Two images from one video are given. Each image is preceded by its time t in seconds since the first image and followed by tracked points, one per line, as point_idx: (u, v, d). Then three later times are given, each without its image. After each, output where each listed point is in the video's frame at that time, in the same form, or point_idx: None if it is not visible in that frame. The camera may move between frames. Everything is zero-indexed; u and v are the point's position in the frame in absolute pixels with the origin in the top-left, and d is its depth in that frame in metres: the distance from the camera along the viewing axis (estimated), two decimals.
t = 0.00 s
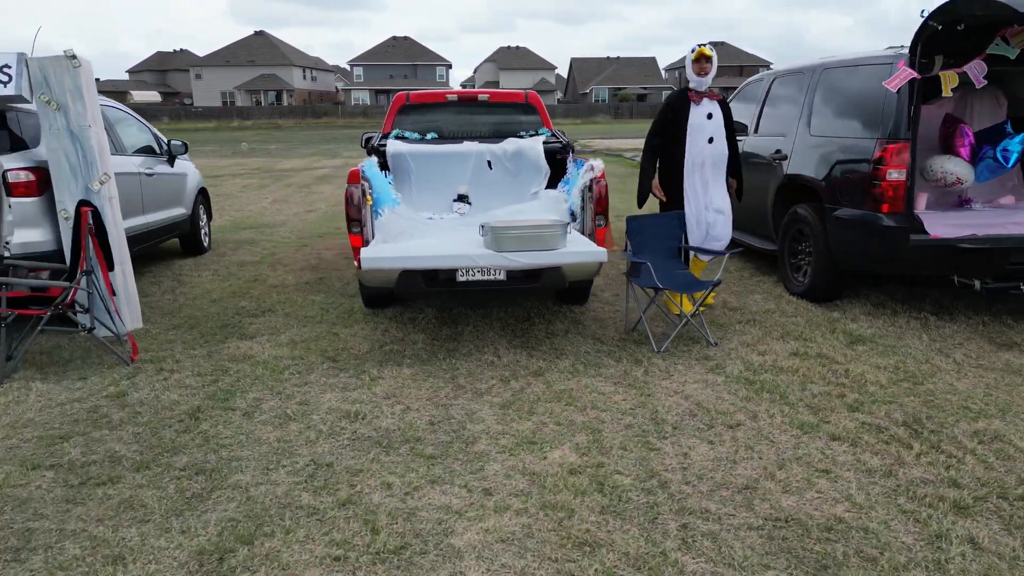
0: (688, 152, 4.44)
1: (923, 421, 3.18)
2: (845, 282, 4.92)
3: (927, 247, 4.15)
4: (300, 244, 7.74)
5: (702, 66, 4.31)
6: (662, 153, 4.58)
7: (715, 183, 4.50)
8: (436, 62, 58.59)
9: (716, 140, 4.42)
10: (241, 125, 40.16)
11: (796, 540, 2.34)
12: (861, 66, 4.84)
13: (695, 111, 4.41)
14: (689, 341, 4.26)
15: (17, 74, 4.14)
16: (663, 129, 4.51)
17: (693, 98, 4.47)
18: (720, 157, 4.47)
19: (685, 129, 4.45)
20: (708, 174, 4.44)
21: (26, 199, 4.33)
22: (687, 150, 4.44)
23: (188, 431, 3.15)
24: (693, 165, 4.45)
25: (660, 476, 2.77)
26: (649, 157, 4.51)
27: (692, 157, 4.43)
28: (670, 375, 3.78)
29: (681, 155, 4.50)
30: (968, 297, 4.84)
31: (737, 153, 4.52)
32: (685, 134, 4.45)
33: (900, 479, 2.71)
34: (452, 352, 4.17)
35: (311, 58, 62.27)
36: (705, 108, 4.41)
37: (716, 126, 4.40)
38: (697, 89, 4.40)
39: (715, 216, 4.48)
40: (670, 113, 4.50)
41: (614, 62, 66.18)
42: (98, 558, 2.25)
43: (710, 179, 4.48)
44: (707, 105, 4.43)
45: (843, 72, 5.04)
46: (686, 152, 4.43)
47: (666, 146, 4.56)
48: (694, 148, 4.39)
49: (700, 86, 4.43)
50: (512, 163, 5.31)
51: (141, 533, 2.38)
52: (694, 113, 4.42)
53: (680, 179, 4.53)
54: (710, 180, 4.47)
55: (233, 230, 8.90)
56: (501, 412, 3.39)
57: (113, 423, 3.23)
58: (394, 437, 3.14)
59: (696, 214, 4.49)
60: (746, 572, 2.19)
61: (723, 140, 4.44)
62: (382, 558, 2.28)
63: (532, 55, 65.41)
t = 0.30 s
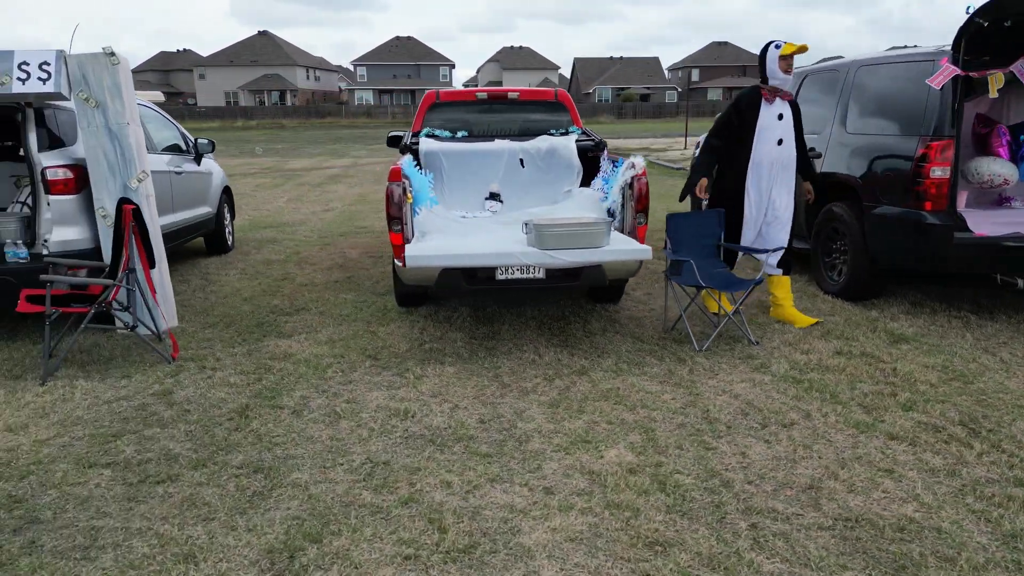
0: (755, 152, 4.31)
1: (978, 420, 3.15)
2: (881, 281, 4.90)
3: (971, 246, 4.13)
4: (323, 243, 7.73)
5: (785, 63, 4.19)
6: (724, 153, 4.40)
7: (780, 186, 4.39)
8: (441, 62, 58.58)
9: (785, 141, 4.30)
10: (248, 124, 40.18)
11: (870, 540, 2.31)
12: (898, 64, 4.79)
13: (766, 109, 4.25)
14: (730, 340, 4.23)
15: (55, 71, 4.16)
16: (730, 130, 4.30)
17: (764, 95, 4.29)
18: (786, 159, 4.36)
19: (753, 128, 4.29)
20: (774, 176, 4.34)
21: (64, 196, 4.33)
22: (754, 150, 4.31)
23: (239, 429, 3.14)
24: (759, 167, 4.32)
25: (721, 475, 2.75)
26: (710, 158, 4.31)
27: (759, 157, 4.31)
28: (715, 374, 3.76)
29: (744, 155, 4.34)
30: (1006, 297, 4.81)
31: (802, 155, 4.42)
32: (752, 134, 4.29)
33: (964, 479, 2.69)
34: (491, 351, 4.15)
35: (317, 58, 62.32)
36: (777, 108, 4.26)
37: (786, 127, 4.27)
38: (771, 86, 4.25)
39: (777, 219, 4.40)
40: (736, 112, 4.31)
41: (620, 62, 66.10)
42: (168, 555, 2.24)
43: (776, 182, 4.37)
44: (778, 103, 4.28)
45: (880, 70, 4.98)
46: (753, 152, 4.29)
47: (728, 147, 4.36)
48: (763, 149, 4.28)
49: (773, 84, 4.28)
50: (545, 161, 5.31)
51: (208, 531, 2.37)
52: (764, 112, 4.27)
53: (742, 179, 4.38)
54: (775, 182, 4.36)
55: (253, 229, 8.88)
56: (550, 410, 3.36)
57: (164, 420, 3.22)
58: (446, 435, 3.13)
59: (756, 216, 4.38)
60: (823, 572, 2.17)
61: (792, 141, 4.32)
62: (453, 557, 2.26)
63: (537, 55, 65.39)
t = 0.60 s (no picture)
0: (838, 152, 4.09)
1: None
2: (927, 281, 4.84)
3: None
4: (352, 242, 7.74)
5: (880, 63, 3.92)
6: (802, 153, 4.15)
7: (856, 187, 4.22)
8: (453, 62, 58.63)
9: (866, 142, 4.12)
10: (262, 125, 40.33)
11: (954, 544, 2.28)
12: (949, 62, 4.66)
13: (853, 108, 4.03)
14: (779, 341, 4.19)
15: (102, 70, 4.18)
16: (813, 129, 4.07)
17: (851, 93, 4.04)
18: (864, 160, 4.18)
19: (838, 128, 4.07)
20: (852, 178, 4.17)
21: (110, 195, 4.34)
22: (837, 150, 4.09)
23: (298, 428, 3.14)
24: (839, 168, 4.13)
25: (790, 477, 2.72)
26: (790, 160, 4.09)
27: (842, 157, 4.10)
28: (768, 375, 3.73)
29: (825, 155, 4.12)
30: None
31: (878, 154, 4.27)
32: (837, 133, 4.07)
33: None
34: (539, 351, 4.12)
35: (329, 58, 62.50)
36: (863, 106, 4.04)
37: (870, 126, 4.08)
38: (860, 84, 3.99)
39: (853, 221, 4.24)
40: (821, 111, 4.07)
41: (632, 62, 65.95)
42: (247, 554, 2.23)
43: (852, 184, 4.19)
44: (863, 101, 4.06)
45: (927, 68, 4.85)
46: (836, 153, 4.09)
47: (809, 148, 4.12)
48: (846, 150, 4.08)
49: (862, 82, 4.03)
50: (584, 160, 5.28)
51: (283, 531, 2.36)
52: (850, 110, 4.04)
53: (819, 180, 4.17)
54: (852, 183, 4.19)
55: (280, 229, 8.89)
56: (606, 411, 3.34)
57: (222, 419, 3.22)
58: (506, 435, 3.11)
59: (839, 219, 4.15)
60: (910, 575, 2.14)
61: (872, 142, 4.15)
62: (532, 557, 2.24)
63: (549, 55, 65.33)
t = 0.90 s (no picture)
0: (919, 159, 3.92)
1: None
2: (972, 282, 4.81)
3: None
4: (382, 242, 7.75)
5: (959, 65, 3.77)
6: (879, 162, 3.97)
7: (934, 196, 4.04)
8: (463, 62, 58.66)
9: (945, 147, 3.96)
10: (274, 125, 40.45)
11: None
12: (1003, 61, 4.57)
13: (933, 112, 3.88)
14: (829, 342, 4.17)
15: (153, 71, 4.21)
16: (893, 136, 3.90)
17: (930, 97, 3.89)
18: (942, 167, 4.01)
19: (919, 133, 3.89)
20: (932, 185, 3.98)
21: (161, 195, 4.36)
22: (918, 157, 3.91)
23: (361, 429, 3.15)
24: (919, 175, 3.94)
25: (863, 479, 2.70)
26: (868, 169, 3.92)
27: (925, 164, 3.92)
28: (824, 377, 3.71)
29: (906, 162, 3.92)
30: None
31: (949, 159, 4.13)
32: (918, 139, 3.90)
33: None
34: (589, 351, 4.11)
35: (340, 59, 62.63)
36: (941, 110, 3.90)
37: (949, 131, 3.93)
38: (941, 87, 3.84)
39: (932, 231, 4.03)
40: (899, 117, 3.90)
41: (642, 61, 65.84)
42: (333, 555, 2.24)
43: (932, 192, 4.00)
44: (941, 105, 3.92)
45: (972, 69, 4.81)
46: (917, 160, 3.91)
47: (884, 156, 3.95)
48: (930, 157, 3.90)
49: (940, 84, 3.86)
50: (624, 160, 5.27)
51: (364, 531, 2.37)
52: (930, 114, 3.89)
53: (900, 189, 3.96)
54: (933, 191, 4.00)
55: (307, 229, 8.91)
56: (666, 412, 3.33)
57: (284, 419, 3.23)
58: (570, 436, 3.10)
59: (925, 228, 3.96)
60: None
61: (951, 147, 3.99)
62: (617, 559, 2.24)
63: (559, 55, 65.29)
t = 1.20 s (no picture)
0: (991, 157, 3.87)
1: None
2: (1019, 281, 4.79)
3: None
4: (412, 242, 7.76)
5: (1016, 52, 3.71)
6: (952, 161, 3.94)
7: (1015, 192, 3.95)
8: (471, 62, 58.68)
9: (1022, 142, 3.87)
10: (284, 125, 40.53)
11: None
12: None
13: (1003, 108, 3.82)
14: (880, 343, 4.16)
15: (204, 71, 4.24)
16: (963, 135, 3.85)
17: (997, 92, 3.84)
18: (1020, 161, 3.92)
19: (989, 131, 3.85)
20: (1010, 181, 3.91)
21: (210, 196, 4.37)
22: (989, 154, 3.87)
23: (425, 428, 3.16)
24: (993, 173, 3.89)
25: (938, 480, 2.70)
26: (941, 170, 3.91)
27: (997, 162, 3.86)
28: (879, 377, 3.70)
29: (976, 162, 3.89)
30: None
31: None
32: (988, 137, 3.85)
33: None
34: (639, 351, 4.12)
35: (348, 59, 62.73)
36: (1012, 104, 3.83)
37: None
38: (1006, 82, 3.80)
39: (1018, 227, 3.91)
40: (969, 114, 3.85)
41: (650, 61, 65.75)
42: (421, 554, 2.25)
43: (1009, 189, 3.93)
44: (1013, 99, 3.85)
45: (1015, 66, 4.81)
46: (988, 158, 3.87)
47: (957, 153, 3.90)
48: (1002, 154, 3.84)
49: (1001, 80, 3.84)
50: (664, 160, 5.24)
51: (447, 530, 2.38)
52: (1000, 110, 3.83)
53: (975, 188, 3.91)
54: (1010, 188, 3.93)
55: (333, 229, 8.93)
56: (726, 411, 3.33)
57: (347, 419, 3.24)
58: (634, 435, 3.10)
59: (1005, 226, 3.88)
60: None
61: None
62: (705, 559, 2.24)
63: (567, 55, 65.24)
